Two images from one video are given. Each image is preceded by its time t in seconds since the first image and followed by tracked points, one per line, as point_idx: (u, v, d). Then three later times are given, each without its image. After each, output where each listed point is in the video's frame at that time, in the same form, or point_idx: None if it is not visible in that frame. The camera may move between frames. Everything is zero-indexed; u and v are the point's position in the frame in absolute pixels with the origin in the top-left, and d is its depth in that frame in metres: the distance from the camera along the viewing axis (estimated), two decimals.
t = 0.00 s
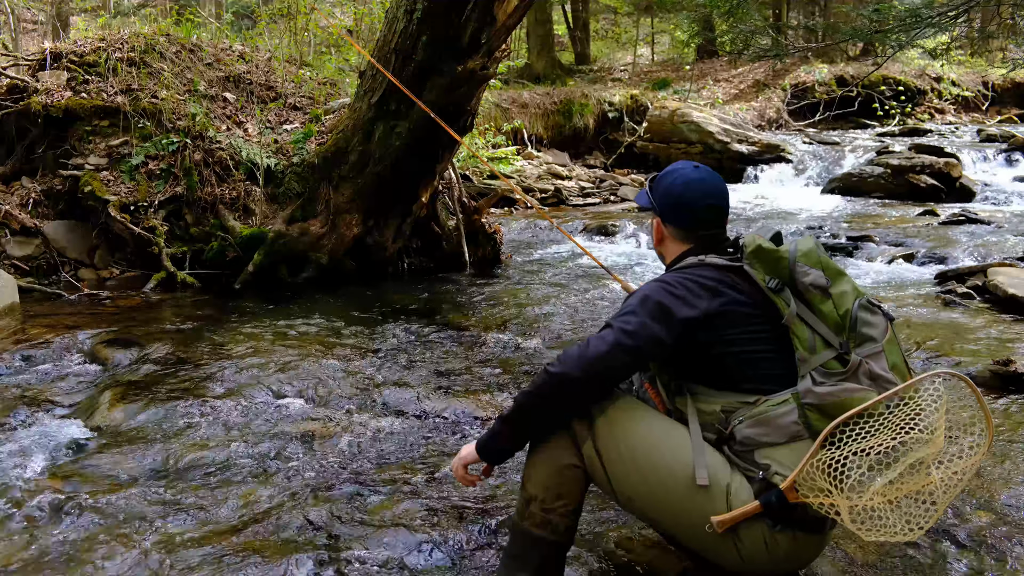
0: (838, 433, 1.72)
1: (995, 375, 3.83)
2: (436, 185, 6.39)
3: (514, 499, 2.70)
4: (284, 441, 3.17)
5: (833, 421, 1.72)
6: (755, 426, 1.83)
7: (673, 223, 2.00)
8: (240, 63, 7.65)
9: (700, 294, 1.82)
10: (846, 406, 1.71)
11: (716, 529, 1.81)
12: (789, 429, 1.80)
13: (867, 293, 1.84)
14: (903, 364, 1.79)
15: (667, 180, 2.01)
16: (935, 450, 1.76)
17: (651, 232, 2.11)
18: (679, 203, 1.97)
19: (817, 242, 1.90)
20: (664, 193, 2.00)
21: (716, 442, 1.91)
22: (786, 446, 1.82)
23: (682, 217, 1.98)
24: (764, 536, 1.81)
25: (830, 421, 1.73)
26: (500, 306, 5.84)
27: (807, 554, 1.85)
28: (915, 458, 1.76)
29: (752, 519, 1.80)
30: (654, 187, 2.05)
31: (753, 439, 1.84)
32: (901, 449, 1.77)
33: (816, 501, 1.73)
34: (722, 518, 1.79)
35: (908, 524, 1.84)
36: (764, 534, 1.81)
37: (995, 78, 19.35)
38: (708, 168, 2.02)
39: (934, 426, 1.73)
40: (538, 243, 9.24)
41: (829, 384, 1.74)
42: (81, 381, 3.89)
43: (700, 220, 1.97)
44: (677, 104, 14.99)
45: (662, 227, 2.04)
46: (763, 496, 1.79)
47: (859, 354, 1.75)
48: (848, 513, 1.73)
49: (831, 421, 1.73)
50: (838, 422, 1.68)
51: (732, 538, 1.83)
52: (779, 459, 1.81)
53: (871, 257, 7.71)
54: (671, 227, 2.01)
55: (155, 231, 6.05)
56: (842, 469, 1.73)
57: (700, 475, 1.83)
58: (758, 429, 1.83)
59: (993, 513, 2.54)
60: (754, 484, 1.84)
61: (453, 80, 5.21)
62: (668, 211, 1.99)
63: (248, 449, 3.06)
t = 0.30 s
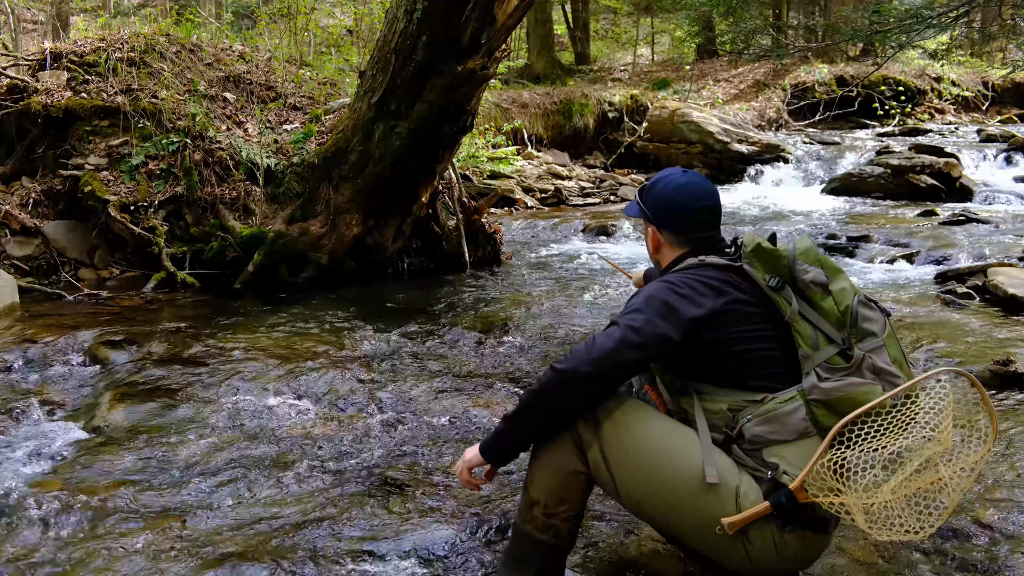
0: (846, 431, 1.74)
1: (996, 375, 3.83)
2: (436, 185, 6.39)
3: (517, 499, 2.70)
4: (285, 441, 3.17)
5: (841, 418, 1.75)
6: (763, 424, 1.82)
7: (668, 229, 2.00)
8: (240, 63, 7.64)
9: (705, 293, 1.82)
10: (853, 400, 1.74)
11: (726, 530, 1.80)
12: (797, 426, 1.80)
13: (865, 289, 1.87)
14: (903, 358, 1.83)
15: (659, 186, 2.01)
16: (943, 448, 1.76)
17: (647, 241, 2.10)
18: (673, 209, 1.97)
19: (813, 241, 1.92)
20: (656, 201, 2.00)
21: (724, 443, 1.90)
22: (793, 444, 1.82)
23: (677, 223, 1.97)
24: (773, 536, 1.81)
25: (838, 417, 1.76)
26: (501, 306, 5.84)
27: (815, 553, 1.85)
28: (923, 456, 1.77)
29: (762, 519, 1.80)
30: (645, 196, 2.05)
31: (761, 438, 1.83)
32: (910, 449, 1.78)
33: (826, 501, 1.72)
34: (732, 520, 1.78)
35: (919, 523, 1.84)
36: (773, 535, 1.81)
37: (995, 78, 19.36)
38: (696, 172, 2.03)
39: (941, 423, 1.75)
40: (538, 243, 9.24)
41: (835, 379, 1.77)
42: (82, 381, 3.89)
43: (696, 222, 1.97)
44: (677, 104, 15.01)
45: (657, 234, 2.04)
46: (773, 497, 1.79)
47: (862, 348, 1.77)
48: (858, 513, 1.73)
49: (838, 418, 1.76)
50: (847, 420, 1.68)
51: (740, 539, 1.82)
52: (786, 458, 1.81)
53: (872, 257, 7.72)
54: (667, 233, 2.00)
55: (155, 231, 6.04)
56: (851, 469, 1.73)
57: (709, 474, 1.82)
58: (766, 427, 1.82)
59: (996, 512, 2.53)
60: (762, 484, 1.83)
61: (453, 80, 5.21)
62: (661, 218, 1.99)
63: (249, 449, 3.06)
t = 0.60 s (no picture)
0: (841, 433, 1.74)
1: (995, 375, 3.83)
2: (435, 185, 6.38)
3: (514, 500, 2.70)
4: (283, 441, 3.17)
5: (837, 420, 1.74)
6: (758, 426, 1.82)
7: (663, 230, 1.99)
8: (240, 63, 7.64)
9: (699, 296, 1.82)
10: (849, 404, 1.73)
11: (722, 532, 1.80)
12: (792, 429, 1.80)
13: (861, 291, 1.88)
14: (899, 360, 1.84)
15: (652, 188, 2.00)
16: (938, 450, 1.76)
17: (642, 242, 2.10)
18: (668, 210, 1.97)
19: (809, 241, 1.93)
20: (651, 202, 2.00)
21: (720, 444, 1.90)
22: (788, 446, 1.82)
23: (671, 224, 1.97)
24: (768, 537, 1.81)
25: (833, 419, 1.76)
26: (500, 306, 5.84)
27: (810, 555, 1.85)
28: (918, 457, 1.77)
29: (757, 521, 1.80)
30: (639, 197, 2.05)
31: (756, 440, 1.83)
32: (905, 450, 1.78)
33: (820, 503, 1.72)
34: (728, 522, 1.78)
35: (914, 524, 1.84)
36: (768, 536, 1.81)
37: (995, 78, 19.37)
38: (690, 172, 2.03)
39: (935, 425, 1.75)
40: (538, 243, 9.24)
41: (831, 381, 1.76)
42: (81, 381, 3.89)
43: (690, 224, 1.97)
44: (677, 104, 15.01)
45: (653, 236, 2.03)
46: (767, 499, 1.79)
47: (857, 351, 1.78)
48: (853, 515, 1.73)
49: (833, 420, 1.75)
50: (842, 422, 1.67)
51: (736, 541, 1.82)
52: (782, 460, 1.81)
53: (872, 257, 7.71)
54: (662, 234, 2.00)
55: (155, 231, 6.04)
56: (846, 471, 1.73)
57: (707, 475, 1.82)
58: (761, 429, 1.82)
59: (994, 513, 2.53)
60: (758, 486, 1.83)
61: (453, 80, 5.21)
62: (656, 219, 1.99)
63: (247, 449, 3.06)
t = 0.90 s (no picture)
0: (841, 432, 1.73)
1: (995, 375, 3.83)
2: (435, 185, 6.38)
3: (515, 500, 2.70)
4: (283, 440, 3.16)
5: (838, 420, 1.75)
6: (759, 426, 1.82)
7: (664, 230, 1.99)
8: (240, 63, 7.64)
9: (700, 297, 1.82)
10: (850, 403, 1.74)
11: (722, 531, 1.81)
12: (792, 428, 1.80)
13: (863, 291, 1.88)
14: (900, 360, 1.84)
15: (654, 187, 2.00)
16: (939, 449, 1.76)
17: (643, 240, 2.10)
18: (670, 210, 1.97)
19: (811, 240, 1.92)
20: (653, 201, 2.00)
21: (720, 443, 1.90)
22: (789, 446, 1.82)
23: (673, 224, 1.97)
24: (768, 536, 1.81)
25: (834, 419, 1.76)
26: (500, 306, 5.84)
27: (811, 554, 1.85)
28: (919, 457, 1.77)
29: (757, 520, 1.80)
30: (641, 195, 2.05)
31: (757, 439, 1.83)
32: (905, 449, 1.78)
33: (820, 501, 1.72)
34: (727, 521, 1.78)
35: (913, 523, 1.84)
36: (768, 535, 1.82)
37: (995, 78, 19.37)
38: (692, 172, 2.03)
39: (935, 424, 1.75)
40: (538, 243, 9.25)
41: (832, 382, 1.76)
42: (81, 381, 3.89)
43: (692, 223, 1.97)
44: (677, 104, 15.01)
45: (654, 235, 2.03)
46: (768, 498, 1.79)
47: (859, 351, 1.78)
48: (853, 514, 1.73)
49: (834, 420, 1.75)
50: (843, 421, 1.67)
51: (737, 539, 1.83)
52: (782, 459, 1.81)
53: (872, 257, 7.72)
54: (663, 234, 2.00)
55: (155, 231, 6.04)
56: (845, 469, 1.73)
57: (707, 475, 1.82)
58: (762, 428, 1.82)
59: (994, 512, 2.53)
60: (758, 486, 1.83)
61: (453, 80, 5.22)
62: (658, 219, 1.99)
63: (248, 449, 3.06)
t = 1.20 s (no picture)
0: (841, 430, 1.73)
1: (995, 375, 3.83)
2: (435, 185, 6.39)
3: (515, 500, 2.70)
4: (283, 441, 3.16)
5: (837, 419, 1.74)
6: (758, 424, 1.82)
7: (665, 230, 1.99)
8: (240, 63, 7.64)
9: (700, 297, 1.82)
10: (849, 402, 1.73)
11: (723, 529, 1.81)
12: (792, 427, 1.80)
13: (862, 290, 1.88)
14: (899, 359, 1.84)
15: (655, 187, 2.00)
16: (939, 447, 1.76)
17: (642, 240, 2.10)
18: (671, 210, 1.97)
19: (810, 240, 1.92)
20: (653, 201, 2.00)
21: (720, 442, 1.90)
22: (788, 444, 1.82)
23: (673, 224, 1.97)
24: (768, 535, 1.81)
25: (833, 418, 1.76)
26: (500, 306, 5.84)
27: (812, 554, 1.85)
28: (917, 455, 1.77)
29: (757, 519, 1.80)
30: (642, 194, 2.04)
31: (757, 438, 1.83)
32: (904, 447, 1.78)
33: (821, 500, 1.72)
34: (727, 519, 1.78)
35: (914, 521, 1.84)
36: (768, 533, 1.82)
37: (995, 78, 19.37)
38: (692, 172, 2.03)
39: (934, 422, 1.75)
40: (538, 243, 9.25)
41: (831, 380, 1.76)
42: (81, 381, 3.89)
43: (693, 223, 1.97)
44: (677, 104, 15.01)
45: (654, 234, 2.03)
46: (768, 496, 1.79)
47: (858, 350, 1.78)
48: (854, 512, 1.73)
49: (834, 419, 1.75)
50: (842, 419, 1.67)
51: (737, 538, 1.83)
52: (782, 458, 1.81)
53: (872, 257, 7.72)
54: (664, 234, 2.00)
55: (155, 231, 6.04)
56: (845, 467, 1.74)
57: (707, 474, 1.82)
58: (762, 427, 1.82)
59: (995, 511, 2.52)
60: (758, 484, 1.83)
61: (453, 80, 5.22)
62: (659, 218, 1.99)
63: (247, 449, 3.06)
